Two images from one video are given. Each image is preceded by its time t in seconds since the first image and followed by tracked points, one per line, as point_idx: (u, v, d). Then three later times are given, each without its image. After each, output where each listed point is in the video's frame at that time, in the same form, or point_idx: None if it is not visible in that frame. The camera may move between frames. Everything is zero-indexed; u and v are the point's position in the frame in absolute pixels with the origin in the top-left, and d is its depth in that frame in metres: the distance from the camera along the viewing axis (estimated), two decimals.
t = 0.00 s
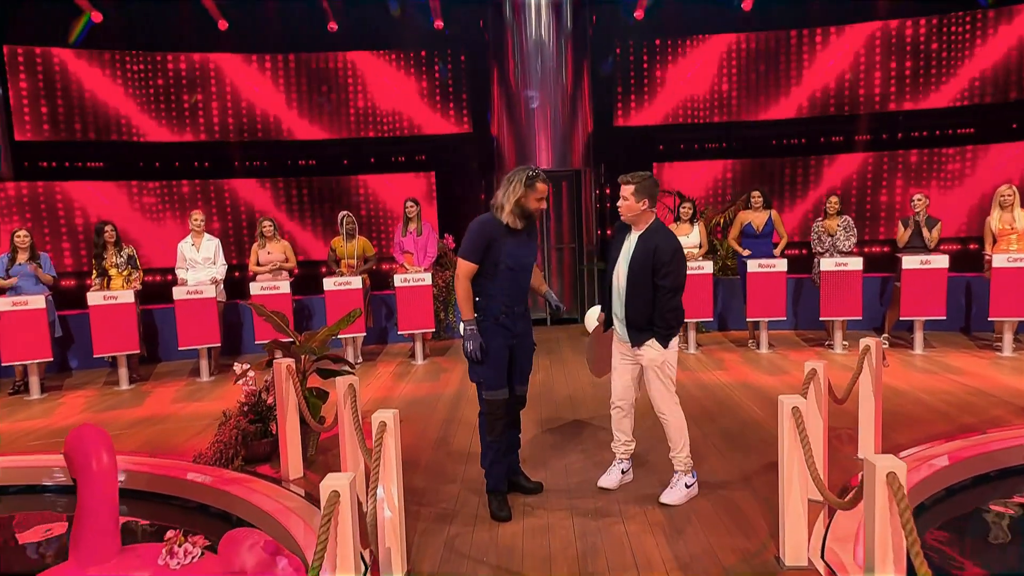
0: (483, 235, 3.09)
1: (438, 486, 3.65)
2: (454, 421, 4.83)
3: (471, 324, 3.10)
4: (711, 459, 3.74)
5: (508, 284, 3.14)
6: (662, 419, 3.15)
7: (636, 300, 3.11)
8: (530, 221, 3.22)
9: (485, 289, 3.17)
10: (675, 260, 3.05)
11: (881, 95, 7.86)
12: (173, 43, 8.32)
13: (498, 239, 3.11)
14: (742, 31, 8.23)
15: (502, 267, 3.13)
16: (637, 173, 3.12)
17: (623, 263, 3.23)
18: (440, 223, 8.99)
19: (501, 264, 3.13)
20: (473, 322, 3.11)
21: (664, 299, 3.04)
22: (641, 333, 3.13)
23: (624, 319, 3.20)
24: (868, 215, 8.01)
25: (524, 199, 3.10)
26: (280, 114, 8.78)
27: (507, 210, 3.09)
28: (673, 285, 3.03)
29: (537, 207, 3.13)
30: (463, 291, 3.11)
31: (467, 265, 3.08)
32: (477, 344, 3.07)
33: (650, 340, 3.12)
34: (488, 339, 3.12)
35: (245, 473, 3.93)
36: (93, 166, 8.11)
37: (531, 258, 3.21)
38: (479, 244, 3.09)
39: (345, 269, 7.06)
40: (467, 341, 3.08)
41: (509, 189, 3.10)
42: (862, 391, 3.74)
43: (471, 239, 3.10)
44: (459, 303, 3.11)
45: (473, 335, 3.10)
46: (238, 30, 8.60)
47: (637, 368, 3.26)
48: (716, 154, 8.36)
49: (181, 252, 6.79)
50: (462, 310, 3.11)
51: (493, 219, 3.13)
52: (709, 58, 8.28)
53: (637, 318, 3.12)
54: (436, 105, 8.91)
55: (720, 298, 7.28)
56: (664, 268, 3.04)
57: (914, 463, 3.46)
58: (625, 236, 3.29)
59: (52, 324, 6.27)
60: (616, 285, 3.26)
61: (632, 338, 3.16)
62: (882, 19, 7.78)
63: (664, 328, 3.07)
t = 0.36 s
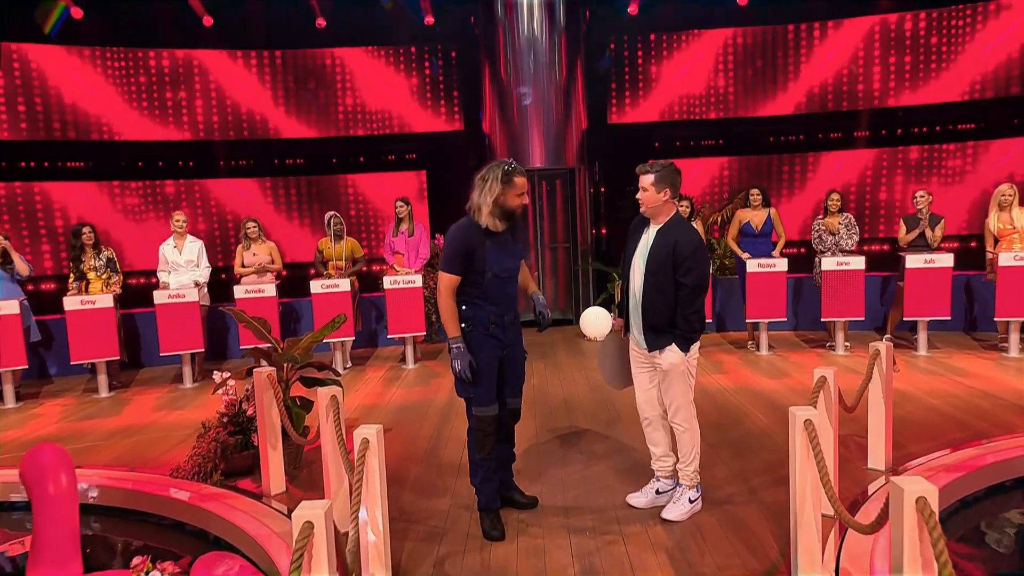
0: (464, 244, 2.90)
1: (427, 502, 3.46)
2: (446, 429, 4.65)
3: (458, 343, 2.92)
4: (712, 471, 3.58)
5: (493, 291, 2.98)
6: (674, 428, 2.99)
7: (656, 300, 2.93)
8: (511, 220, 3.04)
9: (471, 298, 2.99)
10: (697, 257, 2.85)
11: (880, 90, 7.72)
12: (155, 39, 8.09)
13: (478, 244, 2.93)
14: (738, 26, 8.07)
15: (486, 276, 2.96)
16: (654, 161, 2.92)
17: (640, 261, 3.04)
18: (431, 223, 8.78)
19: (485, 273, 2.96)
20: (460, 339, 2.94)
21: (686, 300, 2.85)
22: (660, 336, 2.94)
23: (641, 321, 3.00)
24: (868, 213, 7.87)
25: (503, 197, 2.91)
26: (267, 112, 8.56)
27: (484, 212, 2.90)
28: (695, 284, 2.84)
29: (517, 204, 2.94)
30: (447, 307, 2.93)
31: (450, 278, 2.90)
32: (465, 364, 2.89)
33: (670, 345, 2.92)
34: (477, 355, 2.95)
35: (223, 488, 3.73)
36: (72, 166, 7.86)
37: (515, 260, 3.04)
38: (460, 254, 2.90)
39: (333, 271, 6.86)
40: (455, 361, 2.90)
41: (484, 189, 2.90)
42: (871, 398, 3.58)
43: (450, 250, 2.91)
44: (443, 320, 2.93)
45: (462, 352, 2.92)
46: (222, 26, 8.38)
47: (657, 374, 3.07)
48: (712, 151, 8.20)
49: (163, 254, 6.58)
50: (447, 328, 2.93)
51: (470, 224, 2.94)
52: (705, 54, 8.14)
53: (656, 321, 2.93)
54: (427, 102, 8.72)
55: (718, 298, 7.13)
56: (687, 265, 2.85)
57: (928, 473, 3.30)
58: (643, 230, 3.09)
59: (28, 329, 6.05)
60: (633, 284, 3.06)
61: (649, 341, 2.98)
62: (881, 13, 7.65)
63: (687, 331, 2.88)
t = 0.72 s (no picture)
0: (452, 252, 2.72)
1: (414, 517, 3.29)
2: (433, 438, 4.47)
3: (458, 360, 2.71)
4: (710, 485, 3.44)
5: (483, 300, 2.83)
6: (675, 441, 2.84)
7: (658, 303, 2.76)
8: (495, 223, 2.88)
9: (461, 305, 2.83)
10: (701, 255, 2.68)
11: (877, 89, 7.61)
12: (136, 33, 7.86)
13: (466, 252, 2.75)
14: (733, 23, 7.94)
15: (475, 285, 2.79)
16: (658, 157, 2.79)
17: (641, 262, 2.89)
18: (421, 223, 8.60)
19: (474, 282, 2.79)
20: (460, 356, 2.73)
21: (690, 302, 2.68)
22: (663, 341, 2.78)
23: (642, 326, 2.84)
24: (864, 214, 7.77)
25: (488, 199, 2.75)
26: (252, 108, 8.35)
27: (468, 217, 2.73)
28: (699, 283, 2.66)
29: (503, 206, 2.79)
30: (442, 323, 2.72)
31: (440, 290, 2.70)
32: (469, 382, 2.70)
33: (674, 349, 2.76)
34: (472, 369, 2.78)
35: (198, 502, 3.53)
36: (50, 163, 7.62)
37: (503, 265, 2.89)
38: (449, 261, 2.72)
39: (319, 273, 6.67)
40: (459, 380, 2.70)
41: (468, 193, 2.74)
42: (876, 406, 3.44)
43: (437, 259, 2.71)
44: (440, 337, 2.72)
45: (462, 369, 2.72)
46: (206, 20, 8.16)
47: (659, 383, 2.91)
48: (707, 150, 8.07)
49: (143, 255, 6.37)
50: (445, 344, 2.72)
51: (456, 231, 2.76)
52: (700, 52, 8.00)
53: (658, 325, 2.77)
54: (417, 100, 8.55)
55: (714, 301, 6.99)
56: (690, 265, 2.68)
57: (936, 485, 3.17)
58: (644, 231, 2.95)
59: None
60: (633, 286, 2.91)
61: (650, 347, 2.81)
62: (878, 11, 7.54)
63: (693, 334, 2.71)
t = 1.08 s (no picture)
0: (447, 244, 2.56)
1: (398, 529, 3.12)
2: (421, 443, 4.30)
3: (453, 359, 2.55)
4: (711, 494, 3.29)
5: (480, 296, 2.65)
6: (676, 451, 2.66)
7: (663, 303, 2.60)
8: (493, 212, 2.71)
9: (455, 306, 2.66)
10: (706, 251, 2.52)
11: (878, 84, 7.47)
12: (119, 23, 7.64)
13: (461, 244, 2.59)
14: (731, 16, 7.78)
15: (471, 280, 2.62)
16: (657, 149, 2.62)
17: (639, 260, 2.72)
18: (412, 220, 8.41)
19: (470, 277, 2.62)
20: (455, 355, 2.57)
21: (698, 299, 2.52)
22: (668, 345, 2.60)
23: (643, 328, 2.67)
24: (864, 211, 7.63)
25: (483, 186, 2.59)
26: (239, 101, 8.14)
27: (459, 205, 2.58)
28: (707, 279, 2.49)
29: (499, 193, 2.62)
30: (437, 320, 2.56)
31: (434, 285, 2.55)
32: (463, 383, 2.54)
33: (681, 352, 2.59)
34: (469, 370, 2.62)
35: (171, 511, 3.34)
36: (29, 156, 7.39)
37: (502, 259, 2.71)
38: (442, 258, 2.55)
39: (306, 271, 6.48)
40: (453, 381, 2.54)
41: (461, 179, 2.59)
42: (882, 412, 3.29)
43: (429, 253, 2.55)
44: (434, 335, 2.56)
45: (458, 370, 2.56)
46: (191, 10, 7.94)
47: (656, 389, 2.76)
48: (704, 146, 7.91)
49: (123, 251, 6.16)
50: (439, 343, 2.56)
51: (451, 222, 2.60)
52: (697, 45, 7.83)
53: (664, 327, 2.60)
54: (408, 93, 8.36)
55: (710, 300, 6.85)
56: (695, 260, 2.52)
57: (946, 494, 3.04)
58: (642, 228, 2.79)
59: None
60: (632, 286, 2.74)
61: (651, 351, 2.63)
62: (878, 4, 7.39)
63: (712, 328, 2.47)
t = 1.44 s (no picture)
0: (441, 234, 2.39)
1: (383, 541, 2.94)
2: (409, 447, 4.13)
3: (448, 357, 2.38)
4: (711, 502, 3.15)
5: (475, 294, 2.46)
6: (677, 459, 2.51)
7: (663, 304, 2.45)
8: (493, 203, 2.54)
9: (449, 304, 2.48)
10: (709, 246, 2.36)
11: (876, 76, 7.32)
12: (96, 10, 7.37)
13: (455, 235, 2.41)
14: (727, 6, 7.61)
15: (467, 275, 2.44)
16: (655, 139, 2.45)
17: (637, 258, 2.55)
18: (401, 214, 8.21)
19: (465, 272, 2.44)
20: (450, 353, 2.40)
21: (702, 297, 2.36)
22: (669, 349, 2.44)
23: (642, 329, 2.51)
24: (861, 206, 7.51)
25: (481, 171, 2.42)
26: (222, 92, 7.89)
27: (460, 190, 2.43)
28: (711, 276, 2.33)
29: (498, 181, 2.44)
30: (431, 315, 2.38)
31: (427, 277, 2.38)
32: (457, 383, 2.37)
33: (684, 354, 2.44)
34: (465, 369, 2.45)
35: (143, 523, 3.14)
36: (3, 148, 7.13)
37: (499, 254, 2.53)
38: (434, 251, 2.38)
39: (290, 267, 6.28)
40: (447, 379, 2.37)
41: (459, 163, 2.44)
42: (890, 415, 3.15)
43: (422, 244, 2.39)
44: (429, 331, 2.39)
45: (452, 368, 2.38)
46: None
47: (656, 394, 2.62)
48: (699, 139, 7.75)
49: (100, 247, 5.93)
50: (433, 339, 2.39)
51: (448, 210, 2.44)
52: (692, 35, 7.66)
53: (665, 329, 2.44)
54: (397, 85, 8.15)
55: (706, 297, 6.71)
56: (698, 257, 2.36)
57: (957, 501, 2.90)
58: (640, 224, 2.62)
59: None
60: (631, 286, 2.57)
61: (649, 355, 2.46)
62: None
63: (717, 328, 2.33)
